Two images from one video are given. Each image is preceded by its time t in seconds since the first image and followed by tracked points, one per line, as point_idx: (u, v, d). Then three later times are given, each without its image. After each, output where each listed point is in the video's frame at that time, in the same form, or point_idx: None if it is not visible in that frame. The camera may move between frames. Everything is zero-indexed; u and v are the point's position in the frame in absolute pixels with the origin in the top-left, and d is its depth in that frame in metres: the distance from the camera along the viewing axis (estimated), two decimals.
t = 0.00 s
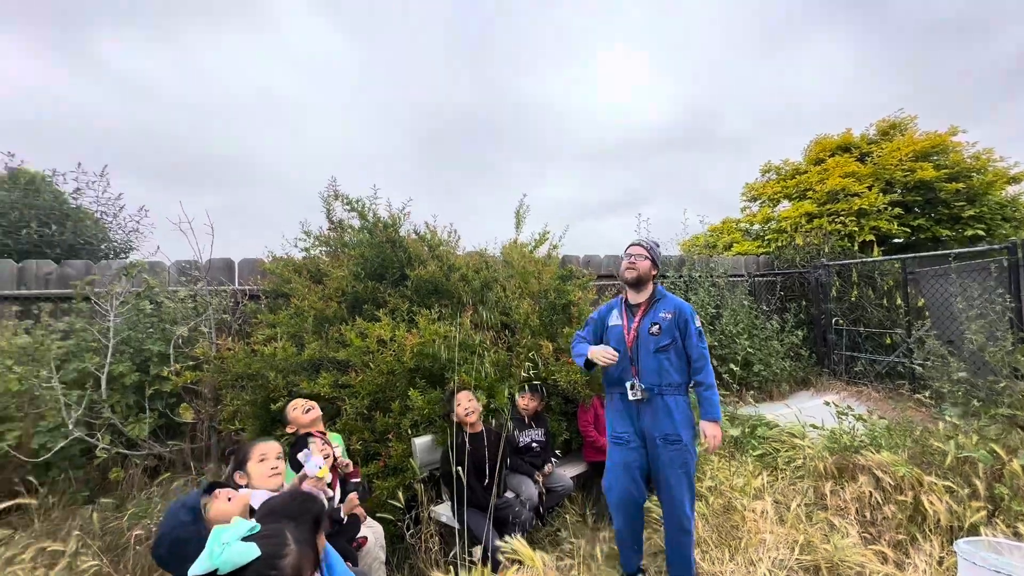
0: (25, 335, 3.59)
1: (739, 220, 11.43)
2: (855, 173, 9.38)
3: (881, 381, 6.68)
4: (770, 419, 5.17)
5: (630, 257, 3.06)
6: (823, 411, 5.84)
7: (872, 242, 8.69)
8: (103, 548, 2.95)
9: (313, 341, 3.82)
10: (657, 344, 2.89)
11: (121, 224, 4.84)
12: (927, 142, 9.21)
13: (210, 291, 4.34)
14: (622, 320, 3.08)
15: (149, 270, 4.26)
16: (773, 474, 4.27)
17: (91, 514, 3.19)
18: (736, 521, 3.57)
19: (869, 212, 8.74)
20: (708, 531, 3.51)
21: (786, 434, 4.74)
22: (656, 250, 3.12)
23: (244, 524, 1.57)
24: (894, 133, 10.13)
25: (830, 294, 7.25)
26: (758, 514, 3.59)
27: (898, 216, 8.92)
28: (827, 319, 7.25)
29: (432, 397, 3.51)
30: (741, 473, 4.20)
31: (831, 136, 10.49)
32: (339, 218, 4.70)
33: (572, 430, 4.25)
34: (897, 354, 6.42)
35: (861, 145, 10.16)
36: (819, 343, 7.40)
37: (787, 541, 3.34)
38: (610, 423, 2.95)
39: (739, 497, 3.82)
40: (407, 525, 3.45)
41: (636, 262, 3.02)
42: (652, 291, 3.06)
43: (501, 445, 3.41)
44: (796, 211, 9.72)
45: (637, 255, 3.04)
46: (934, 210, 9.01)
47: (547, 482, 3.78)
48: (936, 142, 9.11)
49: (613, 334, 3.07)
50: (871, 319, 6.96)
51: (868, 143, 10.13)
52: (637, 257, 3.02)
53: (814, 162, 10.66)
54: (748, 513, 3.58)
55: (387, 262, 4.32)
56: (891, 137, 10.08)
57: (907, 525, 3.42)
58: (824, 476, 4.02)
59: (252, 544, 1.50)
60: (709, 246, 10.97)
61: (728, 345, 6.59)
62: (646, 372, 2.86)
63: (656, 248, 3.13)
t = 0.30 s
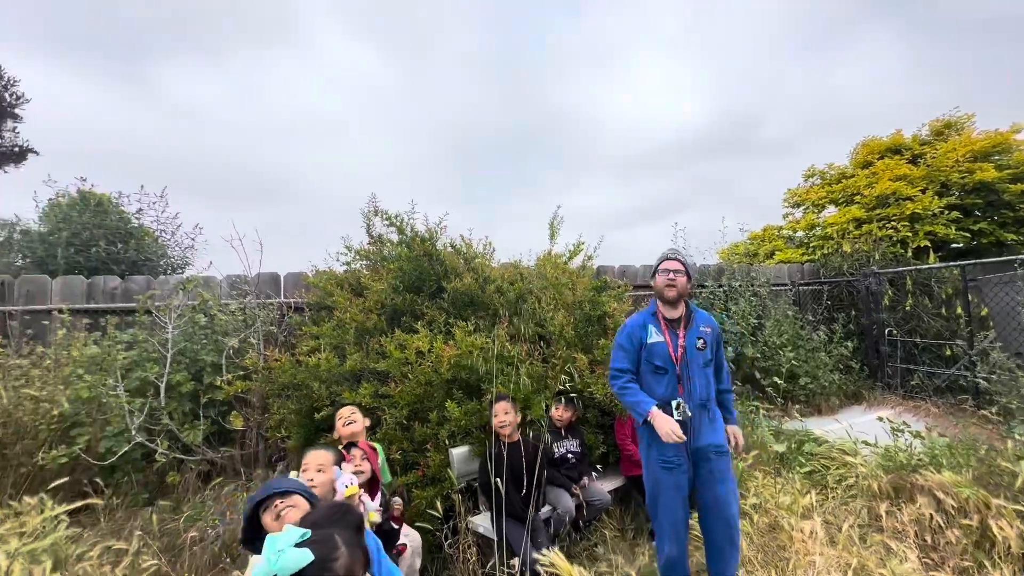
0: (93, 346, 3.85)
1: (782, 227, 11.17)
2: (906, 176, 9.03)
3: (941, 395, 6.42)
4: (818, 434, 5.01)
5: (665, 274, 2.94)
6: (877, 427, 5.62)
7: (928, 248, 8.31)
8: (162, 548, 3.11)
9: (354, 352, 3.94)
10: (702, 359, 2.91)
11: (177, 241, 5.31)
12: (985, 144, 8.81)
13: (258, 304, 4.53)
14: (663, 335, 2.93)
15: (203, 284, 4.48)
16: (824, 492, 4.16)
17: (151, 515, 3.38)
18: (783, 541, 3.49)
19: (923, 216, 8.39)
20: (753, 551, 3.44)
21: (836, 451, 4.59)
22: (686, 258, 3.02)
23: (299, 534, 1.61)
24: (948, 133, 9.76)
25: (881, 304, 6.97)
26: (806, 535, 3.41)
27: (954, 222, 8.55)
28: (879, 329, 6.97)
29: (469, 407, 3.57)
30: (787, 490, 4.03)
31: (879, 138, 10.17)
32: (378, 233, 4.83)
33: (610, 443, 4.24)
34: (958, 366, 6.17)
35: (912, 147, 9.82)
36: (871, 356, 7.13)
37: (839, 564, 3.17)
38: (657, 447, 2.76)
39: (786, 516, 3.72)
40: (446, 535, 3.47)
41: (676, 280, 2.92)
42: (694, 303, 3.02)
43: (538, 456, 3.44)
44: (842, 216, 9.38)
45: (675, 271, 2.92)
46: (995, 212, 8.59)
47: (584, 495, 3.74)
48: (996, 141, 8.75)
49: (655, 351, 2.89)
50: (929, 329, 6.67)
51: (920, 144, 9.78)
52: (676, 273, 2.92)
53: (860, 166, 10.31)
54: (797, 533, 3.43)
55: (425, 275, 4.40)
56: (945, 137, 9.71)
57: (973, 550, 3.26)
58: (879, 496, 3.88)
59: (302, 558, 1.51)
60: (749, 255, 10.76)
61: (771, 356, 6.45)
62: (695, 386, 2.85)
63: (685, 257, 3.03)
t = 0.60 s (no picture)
0: (119, 313, 3.97)
1: (806, 216, 10.95)
2: (942, 167, 8.78)
3: (965, 393, 6.29)
4: (834, 428, 4.98)
5: (694, 258, 2.92)
6: (897, 423, 5.56)
7: (961, 243, 8.14)
8: (182, 508, 3.24)
9: (369, 327, 4.01)
10: (724, 343, 2.98)
11: (201, 214, 5.40)
12: None
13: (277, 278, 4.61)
14: (690, 318, 2.92)
15: (224, 257, 4.57)
16: (838, 485, 4.15)
17: (172, 476, 3.51)
18: (795, 531, 3.53)
19: (957, 209, 8.17)
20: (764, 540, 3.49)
21: (853, 445, 4.56)
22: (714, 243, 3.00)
23: (334, 478, 1.91)
24: (991, 122, 9.42)
25: (908, 298, 6.93)
26: (818, 526, 3.51)
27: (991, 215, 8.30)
28: (905, 325, 6.94)
29: (482, 384, 3.64)
30: (800, 481, 4.09)
31: (916, 126, 9.85)
32: (397, 210, 4.86)
33: (621, 427, 4.27)
34: (986, 364, 6.04)
35: (950, 137, 9.52)
36: (895, 352, 7.07)
37: (849, 556, 3.25)
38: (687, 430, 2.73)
39: (797, 506, 3.74)
40: (455, 508, 3.54)
41: (704, 268, 2.91)
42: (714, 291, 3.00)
43: (548, 434, 3.45)
44: (871, 207, 9.18)
45: (704, 257, 2.90)
46: None
47: (593, 476, 3.83)
48: None
49: (683, 334, 2.87)
50: (956, 327, 6.51)
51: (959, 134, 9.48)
52: (704, 261, 2.90)
53: (894, 155, 10.02)
54: (808, 524, 3.52)
55: (441, 253, 4.42)
56: (986, 127, 9.39)
57: (990, 550, 3.26)
58: (896, 492, 3.86)
59: (314, 510, 1.71)
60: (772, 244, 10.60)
61: (790, 348, 6.39)
62: (719, 369, 2.91)
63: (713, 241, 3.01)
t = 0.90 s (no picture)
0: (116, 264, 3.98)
1: (815, 195, 10.84)
2: (960, 148, 8.65)
3: (961, 377, 6.39)
4: (827, 405, 5.06)
5: (730, 229, 2.87)
6: (891, 403, 5.65)
7: (971, 227, 8.09)
8: (179, 457, 3.32)
9: (367, 287, 4.03)
10: (740, 318, 3.01)
11: (199, 168, 5.37)
12: None
13: (277, 235, 4.60)
14: (711, 290, 2.92)
15: (223, 211, 4.55)
16: (826, 460, 4.24)
17: (170, 426, 3.59)
18: (780, 501, 3.63)
19: (971, 192, 8.10)
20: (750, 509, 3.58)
21: (844, 422, 4.63)
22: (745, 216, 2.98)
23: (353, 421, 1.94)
24: (1013, 104, 9.23)
25: (912, 280, 6.89)
26: (803, 498, 3.63)
27: (1004, 198, 8.19)
28: (907, 307, 6.95)
29: (478, 348, 3.69)
30: (790, 454, 4.19)
31: (935, 105, 9.65)
32: (398, 170, 4.82)
33: (615, 395, 4.33)
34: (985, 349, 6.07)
35: (971, 117, 9.34)
36: (894, 333, 7.10)
37: (833, 527, 3.38)
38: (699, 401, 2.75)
39: (784, 478, 3.84)
40: (446, 467, 3.63)
41: (736, 241, 2.89)
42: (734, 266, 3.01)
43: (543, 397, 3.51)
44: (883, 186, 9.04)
45: (740, 230, 2.87)
46: None
47: (584, 441, 3.92)
48: None
49: (703, 305, 2.87)
50: (959, 310, 6.52)
51: (980, 114, 9.31)
52: (737, 235, 2.88)
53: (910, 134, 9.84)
54: (793, 496, 3.63)
55: (441, 216, 4.40)
56: (1007, 109, 9.21)
57: (972, 526, 3.36)
58: (883, 468, 3.95)
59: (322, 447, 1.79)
60: (779, 222, 10.53)
61: (790, 325, 6.43)
62: (734, 344, 2.94)
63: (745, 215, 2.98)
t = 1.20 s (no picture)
0: (103, 222, 3.93)
1: (818, 165, 10.72)
2: (968, 119, 8.51)
3: (952, 349, 6.46)
4: (819, 375, 5.11)
5: (783, 202, 2.82)
6: (883, 373, 5.73)
7: (973, 200, 8.05)
8: (171, 417, 3.35)
9: (359, 250, 4.00)
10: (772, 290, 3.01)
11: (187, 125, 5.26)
12: None
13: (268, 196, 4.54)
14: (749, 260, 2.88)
15: (212, 170, 4.47)
16: (815, 428, 4.32)
17: (161, 387, 3.62)
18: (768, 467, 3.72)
19: (976, 164, 8.01)
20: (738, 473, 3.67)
21: (835, 392, 4.68)
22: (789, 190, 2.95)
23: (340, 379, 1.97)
24: None
25: (911, 253, 6.90)
26: (792, 464, 3.71)
27: (1009, 170, 8.10)
28: (903, 280, 6.95)
29: (471, 312, 3.69)
30: (780, 422, 4.27)
31: (945, 74, 9.43)
32: (392, 130, 4.72)
33: (608, 362, 4.36)
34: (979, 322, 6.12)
35: (981, 87, 9.16)
36: (888, 306, 7.13)
37: (818, 493, 3.45)
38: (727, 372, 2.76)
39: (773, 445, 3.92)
40: (438, 430, 3.65)
41: (785, 216, 2.85)
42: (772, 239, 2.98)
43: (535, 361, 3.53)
44: (887, 157, 8.95)
45: (791, 205, 2.83)
46: None
47: (576, 407, 3.98)
48: None
49: (741, 275, 2.83)
50: (955, 284, 6.53)
51: (990, 85, 9.12)
52: (787, 209, 2.85)
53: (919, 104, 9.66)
54: (782, 462, 3.71)
55: (436, 178, 4.32)
56: (1019, 79, 9.03)
57: (954, 493, 3.47)
58: (871, 437, 4.02)
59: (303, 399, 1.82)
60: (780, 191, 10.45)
61: (787, 297, 6.47)
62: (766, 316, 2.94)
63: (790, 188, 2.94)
